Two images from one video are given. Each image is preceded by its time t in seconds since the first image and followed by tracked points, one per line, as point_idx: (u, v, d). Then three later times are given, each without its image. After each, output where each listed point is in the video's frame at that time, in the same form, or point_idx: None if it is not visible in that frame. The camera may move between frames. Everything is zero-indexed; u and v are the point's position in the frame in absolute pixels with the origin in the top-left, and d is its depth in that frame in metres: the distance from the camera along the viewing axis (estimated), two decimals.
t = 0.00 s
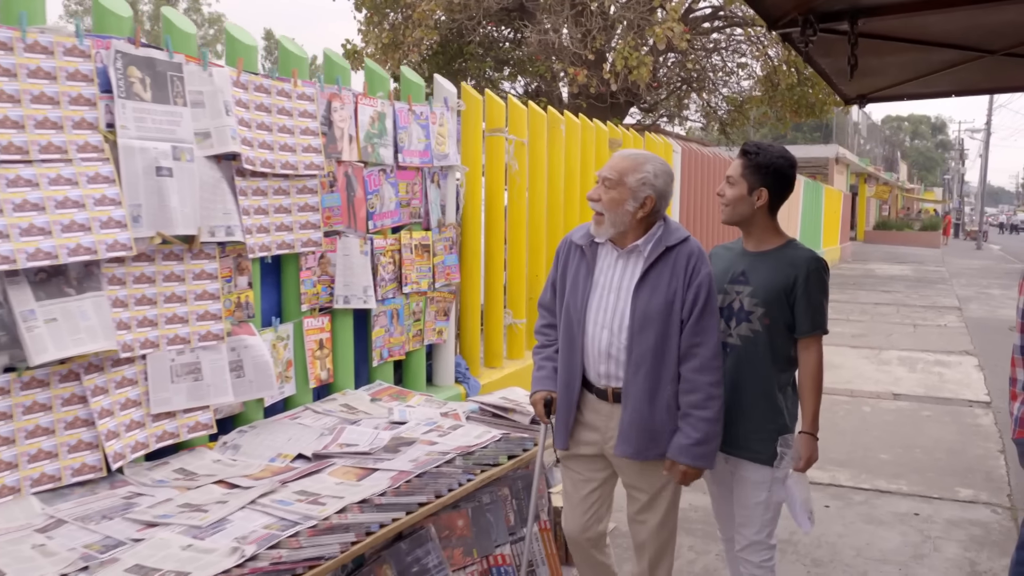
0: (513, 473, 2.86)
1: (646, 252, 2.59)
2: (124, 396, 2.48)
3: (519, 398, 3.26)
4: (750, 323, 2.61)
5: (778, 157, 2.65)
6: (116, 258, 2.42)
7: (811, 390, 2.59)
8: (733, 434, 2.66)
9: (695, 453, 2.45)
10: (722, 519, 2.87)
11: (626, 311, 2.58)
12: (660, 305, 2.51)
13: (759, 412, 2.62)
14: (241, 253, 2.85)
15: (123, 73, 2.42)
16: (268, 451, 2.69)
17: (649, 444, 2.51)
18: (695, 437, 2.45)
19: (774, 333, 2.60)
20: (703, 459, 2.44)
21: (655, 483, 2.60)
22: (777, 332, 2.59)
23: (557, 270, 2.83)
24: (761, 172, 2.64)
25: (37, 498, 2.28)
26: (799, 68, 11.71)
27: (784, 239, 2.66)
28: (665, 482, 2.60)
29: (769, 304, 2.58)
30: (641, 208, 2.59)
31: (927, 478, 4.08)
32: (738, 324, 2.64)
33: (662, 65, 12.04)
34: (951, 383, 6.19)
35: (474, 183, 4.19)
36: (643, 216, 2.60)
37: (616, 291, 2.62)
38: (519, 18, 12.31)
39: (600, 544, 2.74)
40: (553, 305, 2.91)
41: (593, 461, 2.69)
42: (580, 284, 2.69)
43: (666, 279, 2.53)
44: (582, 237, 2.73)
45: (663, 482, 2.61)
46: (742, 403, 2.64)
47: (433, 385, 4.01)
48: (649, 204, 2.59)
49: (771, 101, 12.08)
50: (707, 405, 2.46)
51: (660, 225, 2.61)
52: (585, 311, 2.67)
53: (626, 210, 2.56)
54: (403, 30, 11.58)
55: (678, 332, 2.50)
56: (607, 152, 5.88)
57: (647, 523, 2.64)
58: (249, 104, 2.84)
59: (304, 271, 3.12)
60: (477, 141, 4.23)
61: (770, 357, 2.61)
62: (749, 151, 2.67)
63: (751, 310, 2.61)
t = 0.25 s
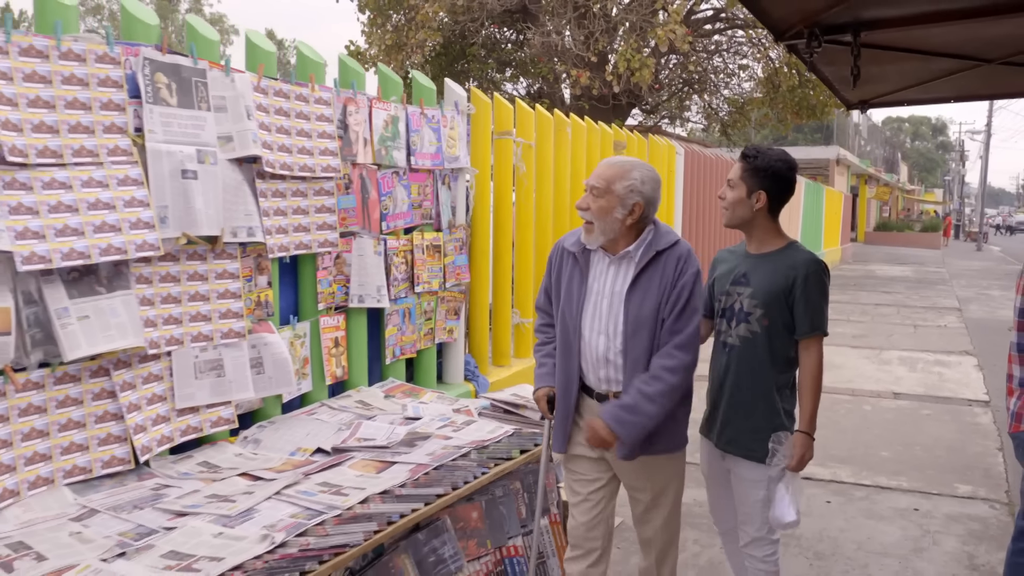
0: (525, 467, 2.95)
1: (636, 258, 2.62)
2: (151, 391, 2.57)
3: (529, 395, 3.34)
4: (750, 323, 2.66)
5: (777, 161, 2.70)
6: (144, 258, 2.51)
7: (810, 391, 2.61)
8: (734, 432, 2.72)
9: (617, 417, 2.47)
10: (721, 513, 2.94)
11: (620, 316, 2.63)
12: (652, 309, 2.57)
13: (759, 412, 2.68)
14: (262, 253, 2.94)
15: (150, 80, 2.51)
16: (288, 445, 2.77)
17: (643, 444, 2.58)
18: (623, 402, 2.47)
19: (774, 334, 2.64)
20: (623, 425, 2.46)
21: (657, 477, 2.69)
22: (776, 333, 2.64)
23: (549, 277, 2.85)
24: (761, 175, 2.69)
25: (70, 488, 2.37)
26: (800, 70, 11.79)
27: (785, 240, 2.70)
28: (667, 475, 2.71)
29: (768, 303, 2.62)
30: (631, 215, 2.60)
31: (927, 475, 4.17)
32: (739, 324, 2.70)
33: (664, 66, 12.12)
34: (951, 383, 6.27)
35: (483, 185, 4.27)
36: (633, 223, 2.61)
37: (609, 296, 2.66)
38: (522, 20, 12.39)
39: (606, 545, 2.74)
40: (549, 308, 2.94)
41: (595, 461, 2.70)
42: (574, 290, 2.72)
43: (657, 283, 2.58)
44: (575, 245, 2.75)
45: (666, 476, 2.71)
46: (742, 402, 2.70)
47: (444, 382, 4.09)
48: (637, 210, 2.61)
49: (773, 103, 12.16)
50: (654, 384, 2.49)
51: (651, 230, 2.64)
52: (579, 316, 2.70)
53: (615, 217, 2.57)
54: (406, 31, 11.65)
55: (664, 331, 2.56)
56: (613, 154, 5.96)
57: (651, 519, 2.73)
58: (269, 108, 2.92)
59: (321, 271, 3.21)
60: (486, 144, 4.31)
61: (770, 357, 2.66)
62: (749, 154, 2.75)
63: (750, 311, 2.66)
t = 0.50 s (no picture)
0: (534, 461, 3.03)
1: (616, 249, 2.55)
2: (171, 386, 2.65)
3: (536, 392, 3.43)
4: (743, 324, 2.73)
5: (770, 163, 2.73)
6: (164, 257, 2.59)
7: (802, 390, 2.62)
8: (729, 430, 2.79)
9: (588, 399, 2.39)
10: (704, 502, 2.97)
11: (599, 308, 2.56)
12: (630, 299, 2.49)
13: (752, 410, 2.73)
14: (276, 253, 3.02)
15: (170, 84, 2.59)
16: (303, 439, 2.85)
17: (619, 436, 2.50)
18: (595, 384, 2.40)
19: (767, 334, 2.69)
20: (593, 408, 2.38)
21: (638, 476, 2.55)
22: (769, 333, 2.69)
23: (536, 275, 2.81)
24: (753, 177, 2.73)
25: (94, 481, 2.45)
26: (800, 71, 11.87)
27: (779, 241, 2.74)
28: (650, 474, 2.57)
29: (761, 304, 2.67)
30: (609, 206, 2.54)
31: (925, 470, 4.25)
32: (734, 325, 2.77)
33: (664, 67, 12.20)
34: (949, 381, 6.36)
35: (489, 186, 4.34)
36: (612, 213, 2.55)
37: (588, 289, 2.58)
38: (522, 21, 12.46)
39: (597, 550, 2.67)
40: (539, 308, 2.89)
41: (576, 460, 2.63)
42: (555, 284, 2.66)
43: (634, 273, 2.50)
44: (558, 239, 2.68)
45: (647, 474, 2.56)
46: (737, 401, 2.76)
47: (451, 380, 4.17)
48: (615, 201, 2.54)
49: (773, 103, 12.24)
50: (625, 368, 2.39)
51: (631, 222, 2.56)
52: (559, 311, 2.64)
53: (594, 208, 2.52)
54: (408, 33, 11.71)
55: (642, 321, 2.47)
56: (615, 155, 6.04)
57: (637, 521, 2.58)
58: (283, 112, 3.00)
59: (333, 270, 3.28)
60: (492, 146, 4.38)
61: (763, 357, 2.71)
62: (742, 156, 2.78)
63: (744, 312, 2.72)
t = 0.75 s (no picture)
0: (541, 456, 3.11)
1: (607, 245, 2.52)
2: (186, 383, 2.72)
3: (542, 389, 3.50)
4: (732, 321, 2.79)
5: (754, 164, 2.80)
6: (180, 257, 2.65)
7: (788, 383, 2.66)
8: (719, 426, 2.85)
9: (629, 427, 2.35)
10: (696, 494, 3.01)
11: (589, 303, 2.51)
12: (621, 294, 2.45)
13: (741, 405, 2.79)
14: (288, 252, 3.09)
15: (185, 88, 2.65)
16: (315, 434, 2.92)
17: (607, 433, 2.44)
18: (632, 410, 2.36)
19: (754, 330, 2.75)
20: (638, 435, 2.34)
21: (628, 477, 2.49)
22: (756, 329, 2.74)
23: (529, 274, 2.79)
24: (739, 178, 2.80)
25: (114, 474, 2.52)
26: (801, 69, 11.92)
27: (766, 238, 2.81)
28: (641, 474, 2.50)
29: (748, 302, 2.73)
30: (598, 201, 2.51)
31: (925, 465, 4.31)
32: (723, 322, 2.83)
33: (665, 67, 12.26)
34: (949, 377, 6.42)
35: (493, 185, 4.41)
36: (601, 209, 2.51)
37: (579, 285, 2.54)
38: (524, 21, 12.50)
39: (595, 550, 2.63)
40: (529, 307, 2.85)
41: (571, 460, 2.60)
42: (546, 281, 2.64)
43: (625, 268, 2.46)
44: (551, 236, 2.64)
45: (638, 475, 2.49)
46: (726, 396, 2.82)
47: (457, 377, 4.23)
48: (605, 196, 2.50)
49: (774, 102, 12.29)
50: (650, 383, 2.38)
51: (621, 218, 2.53)
52: (550, 308, 2.60)
53: (584, 204, 2.49)
54: (410, 33, 11.75)
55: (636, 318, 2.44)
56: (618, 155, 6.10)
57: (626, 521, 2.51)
58: (294, 114, 3.06)
59: (343, 269, 3.35)
60: (497, 146, 4.45)
61: (751, 353, 2.77)
62: (728, 158, 2.85)
63: (732, 309, 2.79)
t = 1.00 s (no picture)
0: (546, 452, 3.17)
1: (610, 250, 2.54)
2: (199, 381, 2.77)
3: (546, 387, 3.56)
4: (716, 320, 2.84)
5: (735, 167, 2.84)
6: (193, 258, 2.71)
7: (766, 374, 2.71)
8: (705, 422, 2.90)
9: (663, 443, 2.39)
10: (689, 494, 3.07)
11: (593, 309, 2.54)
12: (624, 299, 2.47)
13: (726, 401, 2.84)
14: (297, 253, 3.14)
15: (197, 93, 2.71)
16: (325, 432, 2.98)
17: (612, 438, 2.45)
18: (665, 427, 2.40)
19: (738, 327, 2.80)
20: (673, 448, 2.40)
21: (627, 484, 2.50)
22: (740, 326, 2.80)
23: (527, 280, 2.79)
24: (721, 181, 2.84)
25: (129, 471, 2.58)
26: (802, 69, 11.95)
27: (751, 239, 2.84)
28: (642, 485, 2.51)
29: (731, 299, 2.79)
30: (600, 205, 2.53)
31: (925, 462, 4.36)
32: (707, 321, 2.88)
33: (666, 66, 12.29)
34: (949, 375, 6.48)
35: (497, 186, 4.46)
36: (603, 212, 2.53)
37: (582, 290, 2.57)
38: (526, 21, 12.53)
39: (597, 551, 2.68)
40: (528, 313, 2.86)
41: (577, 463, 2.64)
42: (547, 287, 2.66)
43: (629, 274, 2.49)
44: (552, 240, 2.65)
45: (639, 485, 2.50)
46: (711, 393, 2.88)
47: (462, 376, 4.29)
48: (607, 200, 2.53)
49: (775, 101, 12.32)
50: (675, 395, 2.41)
51: (623, 223, 2.56)
52: (553, 312, 2.62)
53: (585, 207, 2.51)
54: (412, 33, 11.80)
55: (643, 324, 2.46)
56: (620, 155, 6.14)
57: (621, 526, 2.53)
58: (303, 117, 3.11)
59: (350, 269, 3.41)
60: (500, 147, 4.50)
61: (735, 350, 2.82)
62: (709, 163, 2.89)
63: (716, 308, 2.83)
